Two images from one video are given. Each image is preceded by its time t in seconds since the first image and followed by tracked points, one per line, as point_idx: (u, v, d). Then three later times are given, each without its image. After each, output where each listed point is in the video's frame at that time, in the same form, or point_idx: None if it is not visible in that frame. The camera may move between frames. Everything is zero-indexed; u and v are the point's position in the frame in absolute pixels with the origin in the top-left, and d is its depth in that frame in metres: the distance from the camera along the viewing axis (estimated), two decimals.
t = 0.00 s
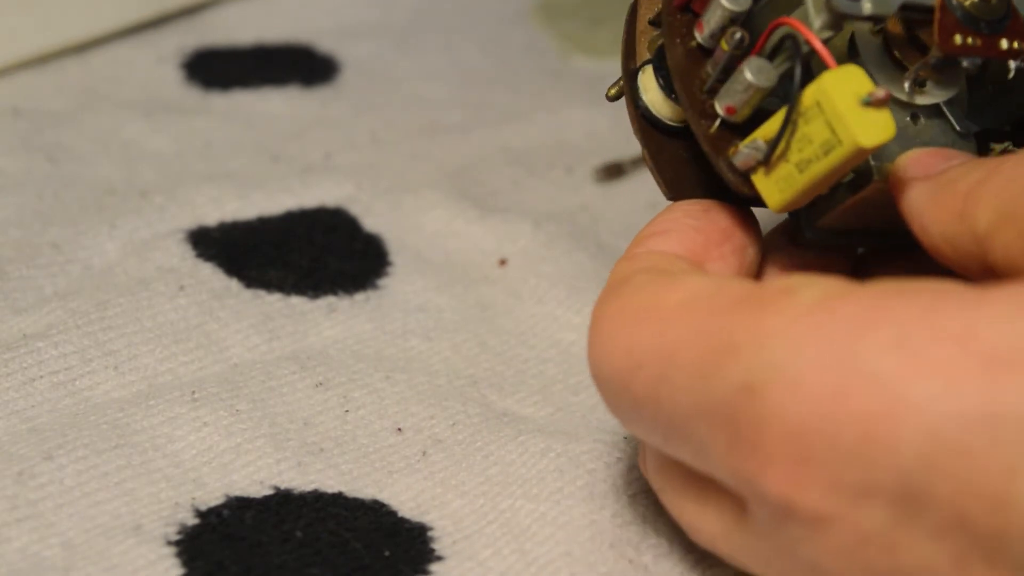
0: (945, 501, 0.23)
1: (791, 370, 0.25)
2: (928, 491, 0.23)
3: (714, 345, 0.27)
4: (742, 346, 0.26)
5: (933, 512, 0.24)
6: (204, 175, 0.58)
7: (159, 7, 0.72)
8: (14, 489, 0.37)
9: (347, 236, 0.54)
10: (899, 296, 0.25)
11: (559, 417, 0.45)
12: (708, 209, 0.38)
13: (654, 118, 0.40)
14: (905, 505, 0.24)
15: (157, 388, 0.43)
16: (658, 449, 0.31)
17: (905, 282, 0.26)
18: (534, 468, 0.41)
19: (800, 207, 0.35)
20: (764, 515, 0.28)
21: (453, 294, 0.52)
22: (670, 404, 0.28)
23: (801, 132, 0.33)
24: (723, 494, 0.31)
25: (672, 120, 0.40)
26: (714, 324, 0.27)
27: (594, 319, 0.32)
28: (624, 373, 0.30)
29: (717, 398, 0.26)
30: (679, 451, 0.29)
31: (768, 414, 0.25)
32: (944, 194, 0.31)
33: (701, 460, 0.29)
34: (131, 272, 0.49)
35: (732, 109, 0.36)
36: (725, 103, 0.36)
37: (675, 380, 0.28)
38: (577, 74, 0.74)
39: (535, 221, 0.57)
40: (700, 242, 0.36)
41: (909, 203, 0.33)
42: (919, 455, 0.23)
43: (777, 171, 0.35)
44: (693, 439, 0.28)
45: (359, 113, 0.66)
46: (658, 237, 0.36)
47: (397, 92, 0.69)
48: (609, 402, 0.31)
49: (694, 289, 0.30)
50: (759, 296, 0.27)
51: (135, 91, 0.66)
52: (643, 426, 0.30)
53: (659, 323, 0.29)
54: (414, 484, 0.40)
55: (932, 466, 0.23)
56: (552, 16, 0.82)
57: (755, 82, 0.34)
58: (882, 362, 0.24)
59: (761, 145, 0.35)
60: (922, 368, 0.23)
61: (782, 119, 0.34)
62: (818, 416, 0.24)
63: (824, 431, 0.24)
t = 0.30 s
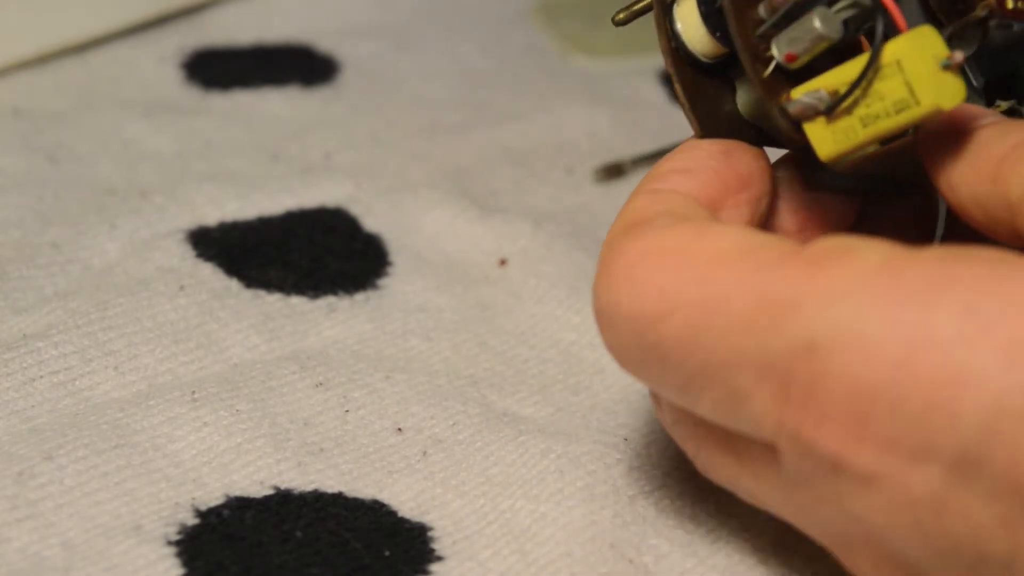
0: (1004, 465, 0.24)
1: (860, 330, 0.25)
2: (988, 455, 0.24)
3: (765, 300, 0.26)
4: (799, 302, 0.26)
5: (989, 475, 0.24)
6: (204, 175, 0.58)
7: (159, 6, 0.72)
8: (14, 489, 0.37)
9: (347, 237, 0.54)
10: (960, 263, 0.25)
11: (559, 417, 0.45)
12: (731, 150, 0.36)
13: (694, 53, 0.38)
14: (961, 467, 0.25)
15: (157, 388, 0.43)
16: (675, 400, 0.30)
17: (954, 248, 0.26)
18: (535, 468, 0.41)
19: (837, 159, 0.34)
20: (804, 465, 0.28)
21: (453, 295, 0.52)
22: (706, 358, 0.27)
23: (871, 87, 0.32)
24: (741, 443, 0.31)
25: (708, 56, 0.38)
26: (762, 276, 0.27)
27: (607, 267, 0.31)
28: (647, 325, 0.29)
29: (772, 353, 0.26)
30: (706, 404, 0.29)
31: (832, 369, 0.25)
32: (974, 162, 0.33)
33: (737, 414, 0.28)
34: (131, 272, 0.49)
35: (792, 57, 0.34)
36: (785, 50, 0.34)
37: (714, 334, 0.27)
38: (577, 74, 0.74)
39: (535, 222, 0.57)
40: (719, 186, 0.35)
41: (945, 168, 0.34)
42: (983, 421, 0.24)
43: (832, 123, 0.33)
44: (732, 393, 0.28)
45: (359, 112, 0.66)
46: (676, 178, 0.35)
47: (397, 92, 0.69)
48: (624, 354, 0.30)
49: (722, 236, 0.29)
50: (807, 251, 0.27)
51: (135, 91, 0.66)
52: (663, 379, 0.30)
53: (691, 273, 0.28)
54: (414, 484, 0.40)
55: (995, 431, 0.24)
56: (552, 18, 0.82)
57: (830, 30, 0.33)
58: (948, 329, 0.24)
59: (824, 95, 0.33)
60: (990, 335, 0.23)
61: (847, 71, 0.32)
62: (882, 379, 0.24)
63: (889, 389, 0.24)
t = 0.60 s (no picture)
0: None
1: (954, 295, 0.24)
2: None
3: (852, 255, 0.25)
4: (889, 262, 0.25)
5: None
6: (204, 175, 0.58)
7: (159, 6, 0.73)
8: (14, 489, 0.37)
9: (347, 237, 0.54)
10: None
11: (559, 417, 0.45)
12: (745, 110, 0.36)
13: None
14: None
15: (157, 388, 0.43)
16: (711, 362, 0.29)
17: None
18: (535, 468, 0.41)
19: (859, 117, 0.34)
20: (863, 436, 0.27)
21: (453, 295, 0.52)
22: (773, 313, 0.26)
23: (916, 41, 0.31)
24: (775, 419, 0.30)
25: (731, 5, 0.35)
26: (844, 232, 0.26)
27: (660, 212, 0.29)
28: (709, 273, 0.27)
29: (853, 310, 0.25)
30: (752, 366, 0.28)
31: (918, 328, 0.24)
32: (1001, 137, 0.33)
33: (794, 378, 0.27)
34: (131, 272, 0.49)
35: (836, 5, 0.32)
36: None
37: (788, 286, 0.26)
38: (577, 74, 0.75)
39: (535, 222, 0.57)
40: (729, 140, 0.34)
41: (957, 139, 0.34)
42: None
43: (869, 75, 0.32)
44: (792, 352, 0.26)
45: (359, 112, 0.66)
46: (696, 132, 0.34)
47: (397, 92, 0.69)
48: (665, 306, 0.29)
49: (793, 193, 0.28)
50: (882, 213, 0.26)
51: (135, 91, 0.66)
52: (706, 337, 0.28)
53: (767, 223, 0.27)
54: (414, 484, 0.40)
55: None
56: (551, 18, 0.82)
57: None
58: None
59: (866, 46, 0.32)
60: None
61: (895, 25, 0.32)
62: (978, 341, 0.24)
63: (981, 350, 0.24)
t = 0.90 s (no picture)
0: None
1: (994, 306, 0.23)
2: None
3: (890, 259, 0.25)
4: (926, 268, 0.24)
5: None
6: (204, 175, 0.58)
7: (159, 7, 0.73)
8: (14, 489, 0.37)
9: (347, 237, 0.54)
10: None
11: (559, 418, 0.45)
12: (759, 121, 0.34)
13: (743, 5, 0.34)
14: None
15: (157, 388, 0.42)
16: (723, 366, 0.28)
17: None
18: (536, 469, 0.41)
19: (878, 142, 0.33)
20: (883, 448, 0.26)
21: (453, 295, 0.52)
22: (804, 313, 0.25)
23: (953, 70, 0.31)
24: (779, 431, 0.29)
25: (753, 16, 0.34)
26: (879, 236, 0.25)
27: (684, 203, 0.28)
28: (738, 269, 0.26)
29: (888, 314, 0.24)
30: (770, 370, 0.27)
31: (955, 337, 0.24)
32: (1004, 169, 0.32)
33: (814, 384, 0.26)
34: (131, 272, 0.49)
35: (876, 24, 0.32)
36: (871, 16, 0.32)
37: (824, 287, 0.25)
38: (577, 74, 0.75)
39: (535, 222, 0.57)
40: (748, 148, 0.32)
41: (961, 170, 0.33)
42: None
43: (904, 98, 0.32)
44: (818, 356, 0.25)
45: (359, 112, 0.66)
46: (710, 130, 0.32)
47: (397, 92, 0.69)
48: (682, 303, 0.27)
49: (825, 194, 0.27)
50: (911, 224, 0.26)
51: (134, 91, 0.66)
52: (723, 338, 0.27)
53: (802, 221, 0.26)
54: (414, 484, 0.40)
55: None
56: (551, 18, 0.82)
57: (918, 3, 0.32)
58: None
59: (905, 68, 0.31)
60: None
61: (934, 52, 0.32)
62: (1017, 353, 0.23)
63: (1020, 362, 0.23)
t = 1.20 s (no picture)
0: None
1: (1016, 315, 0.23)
2: None
3: (913, 265, 0.24)
4: (949, 274, 0.24)
5: None
6: (204, 175, 0.58)
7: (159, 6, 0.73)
8: (14, 489, 0.37)
9: (347, 237, 0.54)
10: None
11: (560, 418, 0.45)
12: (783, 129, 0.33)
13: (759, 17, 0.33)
14: None
15: (157, 388, 0.42)
16: (736, 368, 0.27)
17: None
18: (536, 470, 0.41)
19: (914, 143, 0.33)
20: (897, 453, 0.26)
21: (453, 295, 0.52)
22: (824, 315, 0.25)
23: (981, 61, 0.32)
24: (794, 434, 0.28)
25: (773, 29, 0.34)
26: (903, 242, 0.25)
27: (703, 203, 0.27)
28: (757, 270, 0.26)
29: (909, 320, 0.24)
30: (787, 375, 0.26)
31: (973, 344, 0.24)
32: None
33: (828, 388, 0.26)
34: (131, 272, 0.49)
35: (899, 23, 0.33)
36: (894, 17, 0.33)
37: (842, 289, 0.25)
38: (576, 74, 0.75)
39: (535, 223, 0.57)
40: (766, 151, 0.32)
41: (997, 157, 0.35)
42: None
43: (937, 95, 0.32)
44: (837, 360, 0.25)
45: (359, 113, 0.66)
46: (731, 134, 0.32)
47: (397, 92, 0.69)
48: (699, 304, 0.27)
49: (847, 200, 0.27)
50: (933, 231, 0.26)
51: (134, 91, 0.66)
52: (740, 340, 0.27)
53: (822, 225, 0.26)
54: (414, 484, 0.40)
55: None
56: (551, 18, 0.82)
57: None
58: None
59: (935, 65, 0.32)
60: None
61: (962, 48, 0.32)
62: None
63: None
